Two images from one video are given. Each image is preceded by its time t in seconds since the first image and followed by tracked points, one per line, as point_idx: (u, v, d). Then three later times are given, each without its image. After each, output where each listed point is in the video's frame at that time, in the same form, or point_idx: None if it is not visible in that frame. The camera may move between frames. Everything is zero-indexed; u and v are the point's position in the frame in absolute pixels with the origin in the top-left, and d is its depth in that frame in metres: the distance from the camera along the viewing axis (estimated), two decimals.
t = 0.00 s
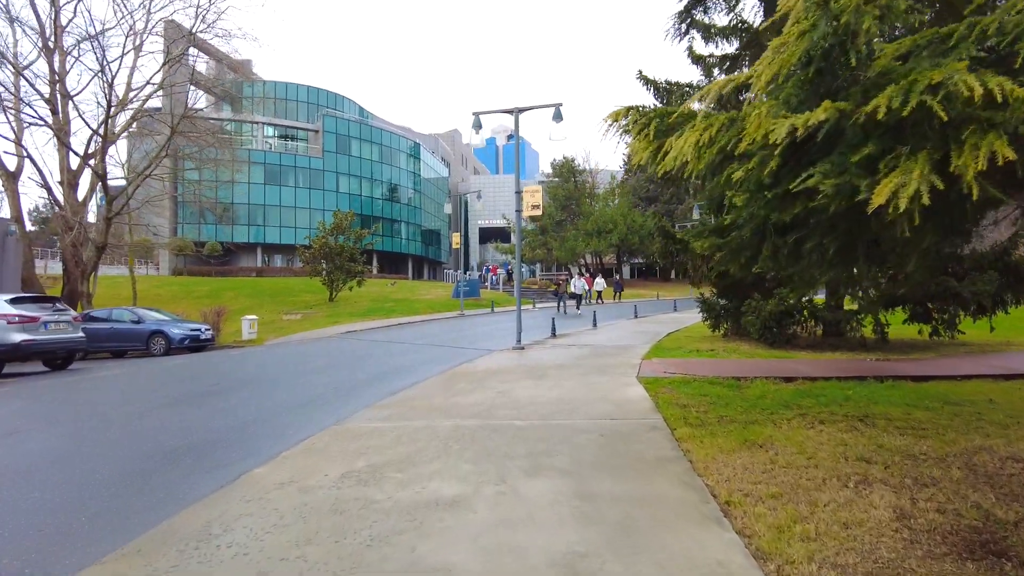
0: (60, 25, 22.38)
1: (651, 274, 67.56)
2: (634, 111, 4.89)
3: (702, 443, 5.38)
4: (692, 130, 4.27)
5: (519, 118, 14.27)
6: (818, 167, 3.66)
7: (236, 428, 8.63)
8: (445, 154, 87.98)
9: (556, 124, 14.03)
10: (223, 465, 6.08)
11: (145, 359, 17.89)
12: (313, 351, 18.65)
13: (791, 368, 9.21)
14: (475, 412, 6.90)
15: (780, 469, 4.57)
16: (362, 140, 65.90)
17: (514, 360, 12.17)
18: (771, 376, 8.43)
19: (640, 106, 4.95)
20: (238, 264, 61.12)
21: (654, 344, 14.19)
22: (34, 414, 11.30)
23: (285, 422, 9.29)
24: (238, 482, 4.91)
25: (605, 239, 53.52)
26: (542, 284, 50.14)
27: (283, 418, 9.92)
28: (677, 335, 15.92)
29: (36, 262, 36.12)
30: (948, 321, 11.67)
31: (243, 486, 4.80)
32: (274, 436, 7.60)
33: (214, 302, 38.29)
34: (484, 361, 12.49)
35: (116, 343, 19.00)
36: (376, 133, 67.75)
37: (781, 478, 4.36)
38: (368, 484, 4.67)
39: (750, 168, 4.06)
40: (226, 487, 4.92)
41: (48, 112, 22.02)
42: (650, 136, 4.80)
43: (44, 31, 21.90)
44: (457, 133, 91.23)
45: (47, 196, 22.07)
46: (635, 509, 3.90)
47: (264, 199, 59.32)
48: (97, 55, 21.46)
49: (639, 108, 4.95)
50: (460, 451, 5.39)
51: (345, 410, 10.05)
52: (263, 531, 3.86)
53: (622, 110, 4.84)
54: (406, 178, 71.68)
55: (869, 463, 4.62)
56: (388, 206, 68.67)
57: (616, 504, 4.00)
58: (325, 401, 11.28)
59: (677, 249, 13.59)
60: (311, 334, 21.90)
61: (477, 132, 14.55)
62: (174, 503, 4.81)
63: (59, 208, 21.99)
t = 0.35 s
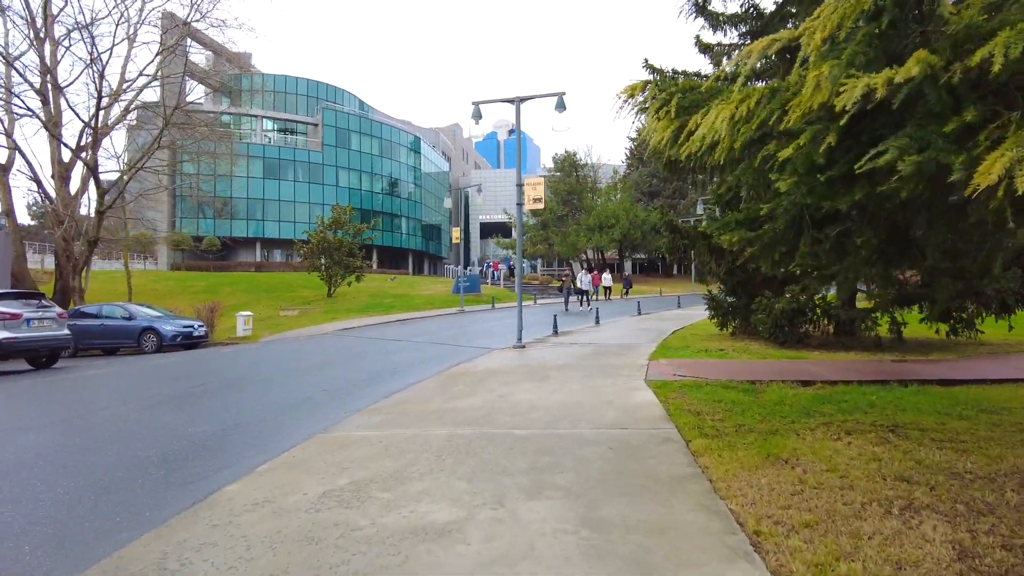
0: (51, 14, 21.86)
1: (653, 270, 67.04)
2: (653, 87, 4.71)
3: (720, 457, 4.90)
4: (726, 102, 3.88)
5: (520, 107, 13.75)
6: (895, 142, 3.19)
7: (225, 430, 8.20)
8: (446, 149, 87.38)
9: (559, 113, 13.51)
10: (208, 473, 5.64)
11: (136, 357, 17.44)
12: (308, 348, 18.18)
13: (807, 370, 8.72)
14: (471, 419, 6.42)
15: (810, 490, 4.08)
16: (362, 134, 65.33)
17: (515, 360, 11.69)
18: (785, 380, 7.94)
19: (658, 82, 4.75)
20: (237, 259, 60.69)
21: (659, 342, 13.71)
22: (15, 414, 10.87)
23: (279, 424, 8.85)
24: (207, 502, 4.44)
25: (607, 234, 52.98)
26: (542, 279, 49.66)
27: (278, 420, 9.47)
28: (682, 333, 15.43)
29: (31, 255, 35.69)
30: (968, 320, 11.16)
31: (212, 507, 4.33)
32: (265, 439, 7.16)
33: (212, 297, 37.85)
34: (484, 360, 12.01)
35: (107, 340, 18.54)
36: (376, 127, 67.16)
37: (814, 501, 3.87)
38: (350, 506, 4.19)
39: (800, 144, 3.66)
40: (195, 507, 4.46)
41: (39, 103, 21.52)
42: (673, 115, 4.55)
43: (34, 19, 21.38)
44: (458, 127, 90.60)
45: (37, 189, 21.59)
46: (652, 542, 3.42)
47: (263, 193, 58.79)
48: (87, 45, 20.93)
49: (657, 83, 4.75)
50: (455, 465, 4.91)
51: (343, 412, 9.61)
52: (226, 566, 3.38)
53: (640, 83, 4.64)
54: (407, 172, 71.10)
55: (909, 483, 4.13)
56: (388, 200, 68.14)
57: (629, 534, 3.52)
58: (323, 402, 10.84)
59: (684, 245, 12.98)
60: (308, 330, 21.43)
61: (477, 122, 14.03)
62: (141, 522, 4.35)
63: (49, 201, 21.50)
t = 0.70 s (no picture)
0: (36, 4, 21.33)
1: (653, 266, 66.61)
2: (659, 49, 4.32)
3: (733, 476, 4.42)
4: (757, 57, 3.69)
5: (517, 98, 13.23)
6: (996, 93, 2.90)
7: (208, 434, 7.75)
8: (445, 144, 86.84)
9: (557, 103, 12.99)
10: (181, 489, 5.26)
11: (122, 357, 16.94)
12: (300, 347, 17.68)
13: (820, 372, 8.23)
14: (461, 428, 5.92)
15: (839, 518, 3.58)
16: (359, 129, 64.80)
17: (511, 360, 11.20)
18: (798, 384, 7.43)
19: (665, 45, 4.37)
20: (235, 255, 60.21)
21: (661, 341, 13.22)
22: None
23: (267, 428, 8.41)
24: (156, 530, 3.95)
25: (607, 230, 52.50)
26: (542, 275, 49.22)
27: (266, 423, 9.03)
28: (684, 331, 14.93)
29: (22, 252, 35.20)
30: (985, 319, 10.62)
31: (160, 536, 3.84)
32: (250, 447, 6.74)
33: (207, 294, 37.38)
34: (480, 360, 11.53)
35: (93, 339, 18.05)
36: (374, 122, 66.55)
37: (845, 533, 3.37)
38: (316, 535, 3.70)
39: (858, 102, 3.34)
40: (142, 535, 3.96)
41: (24, 95, 21.01)
42: (683, 85, 4.22)
43: (18, 10, 20.85)
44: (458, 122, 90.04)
45: (23, 183, 21.08)
46: None
47: (260, 188, 58.27)
48: (73, 36, 20.39)
49: (664, 47, 4.36)
50: (438, 484, 4.42)
51: (335, 415, 9.20)
52: None
53: (649, 46, 4.26)
54: (405, 168, 70.51)
55: (953, 510, 3.61)
56: (386, 196, 67.63)
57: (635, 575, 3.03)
58: (317, 404, 10.42)
59: (689, 240, 12.39)
60: (301, 328, 20.95)
61: (471, 112, 13.52)
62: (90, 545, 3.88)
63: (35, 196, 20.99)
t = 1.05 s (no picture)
0: None
1: (653, 265, 66.13)
2: None
3: (749, 499, 3.93)
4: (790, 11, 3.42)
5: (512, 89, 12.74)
6: None
7: (190, 439, 7.29)
8: (444, 142, 86.35)
9: (554, 94, 12.50)
10: (149, 495, 4.91)
11: (105, 359, 16.44)
12: (292, 348, 17.18)
13: (833, 377, 7.74)
14: (447, 440, 5.43)
15: (876, 553, 3.08)
16: (357, 127, 64.29)
17: (506, 363, 10.70)
18: (810, 388, 6.93)
19: None
20: (231, 254, 59.69)
21: (663, 342, 12.73)
22: None
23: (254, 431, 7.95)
24: (87, 563, 3.46)
25: (607, 229, 52.03)
26: (540, 275, 48.71)
27: (254, 427, 8.57)
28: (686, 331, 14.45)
29: (12, 251, 34.68)
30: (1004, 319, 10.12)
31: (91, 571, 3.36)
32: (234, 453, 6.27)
33: (201, 293, 36.90)
34: (474, 363, 11.03)
35: (78, 340, 17.55)
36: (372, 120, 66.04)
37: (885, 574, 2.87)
38: (267, 572, 3.21)
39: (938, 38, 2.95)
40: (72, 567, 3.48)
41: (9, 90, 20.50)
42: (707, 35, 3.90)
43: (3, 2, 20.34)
44: (457, 121, 89.53)
45: (7, 180, 20.56)
46: None
47: (256, 186, 57.77)
48: (59, 29, 19.89)
49: None
50: (415, 509, 3.93)
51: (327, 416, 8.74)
52: None
53: None
54: (403, 166, 70.01)
55: (1006, 544, 3.12)
56: (384, 195, 67.09)
57: None
58: (309, 407, 9.97)
59: (691, 237, 11.90)
60: (293, 328, 20.47)
61: (465, 104, 13.04)
62: (22, 572, 3.43)
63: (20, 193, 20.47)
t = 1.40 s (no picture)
0: None
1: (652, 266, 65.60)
2: None
3: (773, 540, 3.42)
4: None
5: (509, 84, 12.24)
6: None
7: (180, 450, 6.89)
8: (442, 142, 85.82)
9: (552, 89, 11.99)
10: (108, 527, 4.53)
11: (87, 364, 15.90)
12: (282, 352, 16.64)
13: (849, 389, 7.25)
14: (432, 464, 4.92)
15: None
16: (353, 126, 63.73)
17: (502, 371, 10.19)
18: (826, 402, 6.45)
19: None
20: (226, 254, 59.12)
21: (665, 347, 12.26)
22: None
23: (245, 438, 7.54)
24: None
25: (605, 229, 51.51)
26: (538, 276, 48.17)
27: (245, 430, 8.14)
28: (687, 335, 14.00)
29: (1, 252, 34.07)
30: None
31: None
32: (220, 473, 5.81)
33: (194, 294, 36.33)
34: (468, 370, 10.51)
35: (61, 344, 17.00)
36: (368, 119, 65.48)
37: None
38: None
39: None
40: None
41: None
42: None
43: None
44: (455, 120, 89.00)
45: None
46: None
47: (251, 186, 57.15)
48: (44, 23, 19.35)
49: None
50: (390, 553, 3.42)
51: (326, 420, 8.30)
52: None
53: None
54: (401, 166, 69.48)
55: None
56: (381, 195, 66.52)
57: None
58: (302, 412, 9.53)
59: (695, 239, 11.37)
60: (284, 331, 19.94)
61: (460, 99, 12.53)
62: None
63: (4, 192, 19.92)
